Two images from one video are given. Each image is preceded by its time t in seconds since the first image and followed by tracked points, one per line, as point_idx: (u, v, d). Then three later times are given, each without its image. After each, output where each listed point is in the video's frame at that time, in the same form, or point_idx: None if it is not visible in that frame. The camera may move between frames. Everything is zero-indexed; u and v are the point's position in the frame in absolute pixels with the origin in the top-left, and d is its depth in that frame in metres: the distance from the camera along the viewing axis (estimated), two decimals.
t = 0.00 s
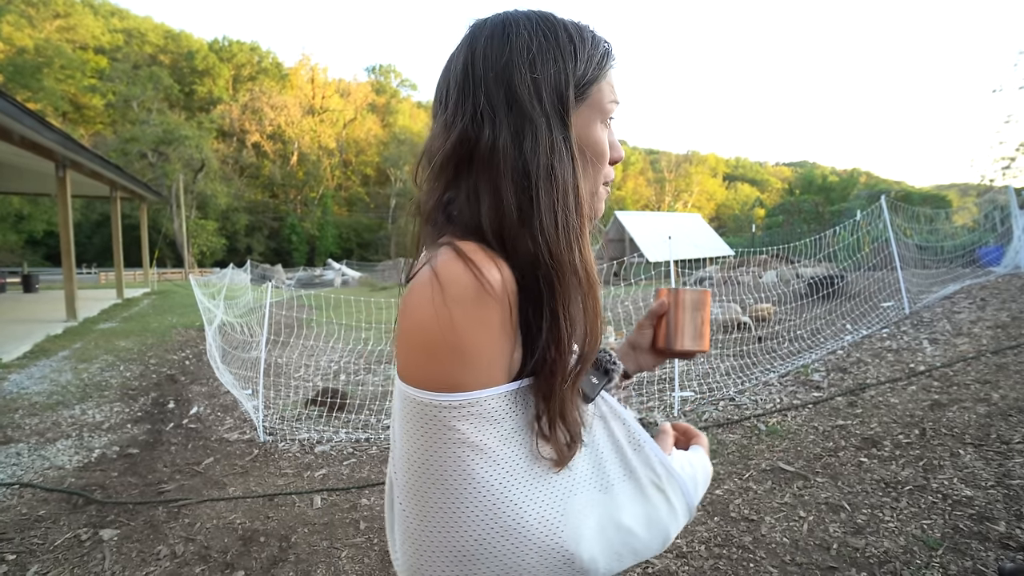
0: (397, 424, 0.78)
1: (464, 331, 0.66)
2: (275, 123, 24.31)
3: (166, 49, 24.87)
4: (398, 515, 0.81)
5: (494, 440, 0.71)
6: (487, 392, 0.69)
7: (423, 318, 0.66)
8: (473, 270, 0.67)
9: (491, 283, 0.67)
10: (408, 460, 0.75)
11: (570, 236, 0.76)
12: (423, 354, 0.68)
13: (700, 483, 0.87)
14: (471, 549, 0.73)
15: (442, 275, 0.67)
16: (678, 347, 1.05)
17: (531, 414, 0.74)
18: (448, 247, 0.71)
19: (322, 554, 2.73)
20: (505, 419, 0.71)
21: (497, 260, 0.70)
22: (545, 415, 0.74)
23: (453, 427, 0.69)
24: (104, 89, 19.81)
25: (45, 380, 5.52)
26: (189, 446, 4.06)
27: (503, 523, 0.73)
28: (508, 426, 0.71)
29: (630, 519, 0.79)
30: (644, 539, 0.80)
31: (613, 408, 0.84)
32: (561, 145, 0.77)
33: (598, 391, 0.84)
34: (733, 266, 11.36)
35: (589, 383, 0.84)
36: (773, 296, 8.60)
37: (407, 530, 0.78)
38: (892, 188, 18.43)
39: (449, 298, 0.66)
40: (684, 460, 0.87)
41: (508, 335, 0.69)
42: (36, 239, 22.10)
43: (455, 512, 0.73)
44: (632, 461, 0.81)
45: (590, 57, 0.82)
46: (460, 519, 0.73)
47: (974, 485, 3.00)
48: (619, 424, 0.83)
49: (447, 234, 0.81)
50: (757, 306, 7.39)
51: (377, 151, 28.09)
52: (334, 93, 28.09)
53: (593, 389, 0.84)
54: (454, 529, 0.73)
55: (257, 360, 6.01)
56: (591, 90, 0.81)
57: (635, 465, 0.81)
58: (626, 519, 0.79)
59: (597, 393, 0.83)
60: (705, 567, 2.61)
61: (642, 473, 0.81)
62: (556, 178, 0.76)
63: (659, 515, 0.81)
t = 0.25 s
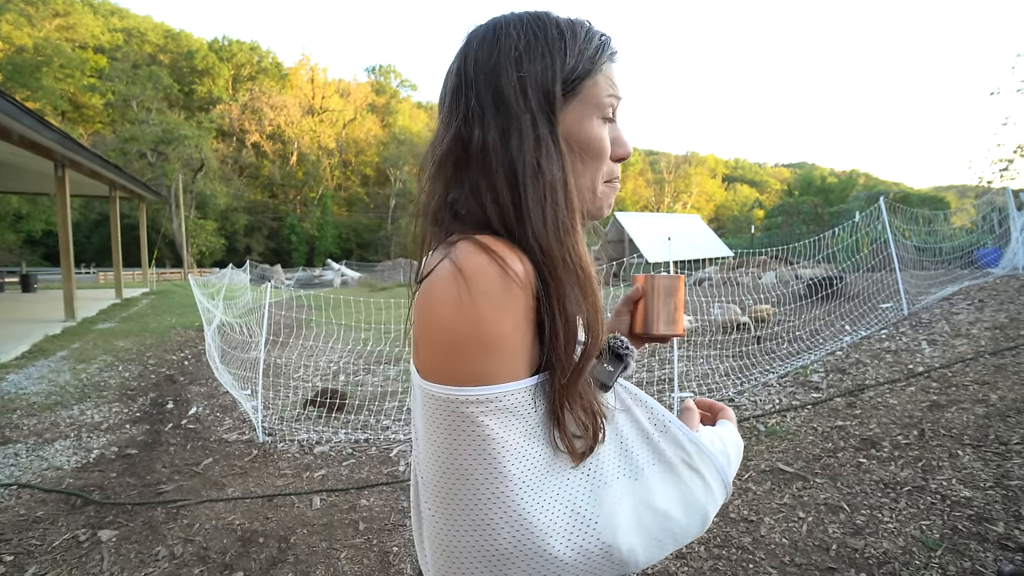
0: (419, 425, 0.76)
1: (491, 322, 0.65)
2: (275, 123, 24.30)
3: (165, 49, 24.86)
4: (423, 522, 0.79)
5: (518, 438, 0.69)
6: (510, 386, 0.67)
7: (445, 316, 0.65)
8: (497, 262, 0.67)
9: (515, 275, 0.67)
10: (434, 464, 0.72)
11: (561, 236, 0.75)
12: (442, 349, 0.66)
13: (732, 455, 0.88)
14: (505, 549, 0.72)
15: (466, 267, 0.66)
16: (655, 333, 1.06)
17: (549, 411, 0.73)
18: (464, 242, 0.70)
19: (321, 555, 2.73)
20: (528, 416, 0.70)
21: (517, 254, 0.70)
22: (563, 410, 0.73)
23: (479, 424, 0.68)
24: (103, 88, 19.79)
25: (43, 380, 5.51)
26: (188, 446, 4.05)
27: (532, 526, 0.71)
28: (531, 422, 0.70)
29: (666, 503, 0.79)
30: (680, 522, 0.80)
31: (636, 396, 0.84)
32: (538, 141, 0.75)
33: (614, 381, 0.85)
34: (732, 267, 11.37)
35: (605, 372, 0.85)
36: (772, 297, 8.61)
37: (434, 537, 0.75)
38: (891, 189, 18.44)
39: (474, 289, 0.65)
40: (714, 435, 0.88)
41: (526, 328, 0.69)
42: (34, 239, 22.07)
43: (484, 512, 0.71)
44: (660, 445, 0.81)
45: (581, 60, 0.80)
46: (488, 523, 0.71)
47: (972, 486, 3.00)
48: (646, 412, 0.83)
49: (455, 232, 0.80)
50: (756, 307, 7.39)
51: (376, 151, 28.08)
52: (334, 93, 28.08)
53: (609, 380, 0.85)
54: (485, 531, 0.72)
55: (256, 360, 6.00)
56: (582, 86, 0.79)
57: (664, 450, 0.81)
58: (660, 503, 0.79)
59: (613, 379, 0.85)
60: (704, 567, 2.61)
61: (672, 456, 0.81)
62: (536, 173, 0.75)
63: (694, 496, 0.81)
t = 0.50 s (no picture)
0: (406, 417, 0.77)
1: (488, 325, 0.65)
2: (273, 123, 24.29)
3: (164, 49, 24.83)
4: (400, 517, 0.78)
5: (500, 437, 0.69)
6: (497, 388, 0.67)
7: (446, 316, 0.65)
8: (497, 266, 0.67)
9: (513, 280, 0.67)
10: (416, 455, 0.72)
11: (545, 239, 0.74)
12: (438, 348, 0.66)
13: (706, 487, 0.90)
14: (477, 544, 0.71)
15: (467, 269, 0.67)
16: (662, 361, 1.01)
17: (535, 415, 0.72)
18: (466, 244, 0.71)
19: (320, 556, 2.73)
20: (514, 418, 0.70)
21: (517, 258, 0.71)
22: (549, 412, 0.73)
23: (462, 422, 0.67)
24: (101, 88, 19.77)
25: (41, 382, 5.50)
26: (186, 447, 4.05)
27: (507, 524, 0.70)
28: (518, 425, 0.70)
29: (637, 523, 0.80)
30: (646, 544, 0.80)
31: (627, 416, 0.86)
32: (511, 158, 0.78)
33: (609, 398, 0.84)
34: (731, 268, 11.38)
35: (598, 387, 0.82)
36: (770, 297, 8.62)
37: (407, 529, 0.75)
38: (890, 190, 18.47)
39: (473, 290, 0.65)
40: (694, 466, 0.89)
41: (521, 334, 0.68)
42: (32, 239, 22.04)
43: (461, 504, 0.70)
44: (641, 467, 0.83)
45: (558, 47, 0.78)
46: (463, 519, 0.70)
47: (970, 485, 3.01)
48: (635, 433, 0.85)
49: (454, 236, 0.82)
50: (755, 308, 7.39)
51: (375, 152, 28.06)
52: (333, 94, 28.04)
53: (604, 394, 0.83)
54: (458, 528, 0.71)
55: (254, 361, 6.01)
56: (568, 78, 0.77)
57: (643, 473, 0.83)
58: (632, 524, 0.80)
59: (607, 395, 0.82)
60: (703, 568, 2.61)
61: (650, 480, 0.83)
62: (530, 184, 0.77)
63: (664, 522, 0.82)
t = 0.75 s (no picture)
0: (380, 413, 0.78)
1: (457, 336, 0.67)
2: (272, 123, 24.26)
3: (162, 48, 24.80)
4: (368, 502, 0.80)
5: (468, 438, 0.69)
6: (463, 393, 0.68)
7: (417, 325, 0.67)
8: (467, 277, 0.68)
9: (482, 293, 0.68)
10: (385, 446, 0.73)
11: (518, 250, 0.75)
12: (410, 354, 0.68)
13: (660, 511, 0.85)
14: (432, 537, 0.72)
15: (440, 281, 0.68)
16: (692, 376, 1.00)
17: (502, 421, 0.71)
18: (444, 255, 0.72)
19: (320, 555, 2.73)
20: (482, 421, 0.70)
21: (490, 269, 0.71)
22: (519, 416, 0.72)
23: (430, 422, 0.68)
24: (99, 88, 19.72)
25: (41, 382, 5.50)
26: (187, 446, 4.05)
27: (469, 519, 0.71)
28: (486, 427, 0.70)
29: (587, 536, 0.75)
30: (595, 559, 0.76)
31: (596, 435, 0.80)
32: (492, 171, 0.80)
33: (583, 414, 0.80)
34: (730, 266, 11.39)
35: (574, 405, 0.79)
36: (770, 295, 8.63)
37: (372, 512, 0.76)
38: (890, 188, 18.43)
39: (445, 304, 0.67)
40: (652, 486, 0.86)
41: (491, 345, 0.69)
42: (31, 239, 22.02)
43: (422, 500, 0.71)
44: (602, 482, 0.78)
45: (536, 65, 0.79)
46: (426, 511, 0.71)
47: (969, 484, 3.01)
48: (592, 442, 0.79)
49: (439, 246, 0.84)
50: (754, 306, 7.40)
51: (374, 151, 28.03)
52: (331, 93, 28.00)
53: (581, 410, 0.80)
54: (419, 517, 0.72)
55: (254, 360, 6.01)
56: (546, 96, 0.78)
57: (603, 485, 0.78)
58: (583, 537, 0.75)
59: (581, 416, 0.79)
60: (702, 566, 2.62)
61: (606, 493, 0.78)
62: (508, 199, 0.78)
63: (611, 540, 0.78)
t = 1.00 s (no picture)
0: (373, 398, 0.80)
1: (429, 313, 0.70)
2: (271, 120, 24.23)
3: (161, 46, 24.77)
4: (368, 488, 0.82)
5: (448, 412, 0.70)
6: (440, 368, 0.70)
7: (393, 308, 0.71)
8: (439, 258, 0.71)
9: (452, 270, 0.70)
10: (374, 429, 0.75)
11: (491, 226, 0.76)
12: (389, 336, 0.72)
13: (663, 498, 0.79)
14: (420, 513, 0.73)
15: (415, 265, 0.72)
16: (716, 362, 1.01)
17: (483, 394, 0.72)
18: (422, 242, 0.76)
19: (321, 551, 2.74)
20: (464, 395, 0.71)
21: (463, 246, 0.74)
22: (501, 388, 0.72)
23: (413, 398, 0.70)
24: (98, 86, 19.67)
25: (41, 378, 5.50)
26: (187, 443, 4.06)
27: (455, 495, 0.71)
28: (468, 400, 0.71)
29: (579, 517, 0.72)
30: (591, 540, 0.73)
31: (599, 419, 0.77)
32: (464, 155, 0.82)
33: (581, 397, 0.78)
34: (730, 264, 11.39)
35: (571, 384, 0.78)
36: (770, 293, 8.64)
37: (366, 494, 0.77)
38: (889, 186, 18.43)
39: (416, 282, 0.71)
40: (650, 470, 0.80)
41: (464, 318, 0.71)
42: (30, 236, 22.00)
43: (408, 478, 0.72)
44: (595, 461, 0.75)
45: (493, 46, 0.82)
46: (413, 487, 0.72)
47: (968, 481, 3.02)
48: (593, 425, 0.77)
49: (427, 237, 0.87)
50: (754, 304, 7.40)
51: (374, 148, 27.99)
52: (331, 90, 27.96)
53: (579, 392, 0.77)
54: (407, 495, 0.73)
55: (254, 358, 6.01)
56: (502, 73, 0.80)
57: (597, 465, 0.75)
58: (574, 517, 0.72)
59: (578, 396, 0.77)
60: (702, 562, 2.63)
61: (602, 476, 0.75)
62: (479, 177, 0.80)
63: (607, 523, 0.73)
